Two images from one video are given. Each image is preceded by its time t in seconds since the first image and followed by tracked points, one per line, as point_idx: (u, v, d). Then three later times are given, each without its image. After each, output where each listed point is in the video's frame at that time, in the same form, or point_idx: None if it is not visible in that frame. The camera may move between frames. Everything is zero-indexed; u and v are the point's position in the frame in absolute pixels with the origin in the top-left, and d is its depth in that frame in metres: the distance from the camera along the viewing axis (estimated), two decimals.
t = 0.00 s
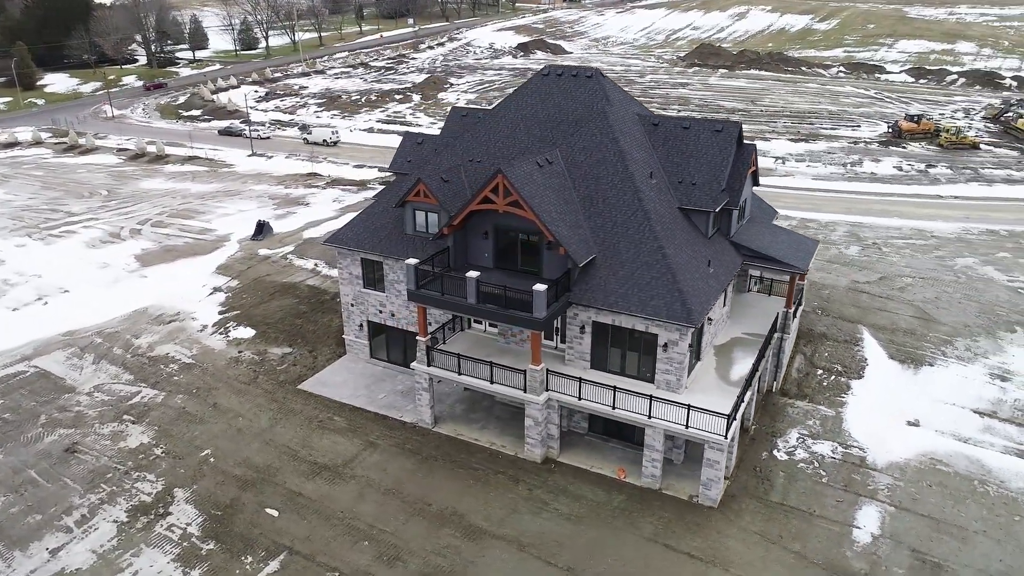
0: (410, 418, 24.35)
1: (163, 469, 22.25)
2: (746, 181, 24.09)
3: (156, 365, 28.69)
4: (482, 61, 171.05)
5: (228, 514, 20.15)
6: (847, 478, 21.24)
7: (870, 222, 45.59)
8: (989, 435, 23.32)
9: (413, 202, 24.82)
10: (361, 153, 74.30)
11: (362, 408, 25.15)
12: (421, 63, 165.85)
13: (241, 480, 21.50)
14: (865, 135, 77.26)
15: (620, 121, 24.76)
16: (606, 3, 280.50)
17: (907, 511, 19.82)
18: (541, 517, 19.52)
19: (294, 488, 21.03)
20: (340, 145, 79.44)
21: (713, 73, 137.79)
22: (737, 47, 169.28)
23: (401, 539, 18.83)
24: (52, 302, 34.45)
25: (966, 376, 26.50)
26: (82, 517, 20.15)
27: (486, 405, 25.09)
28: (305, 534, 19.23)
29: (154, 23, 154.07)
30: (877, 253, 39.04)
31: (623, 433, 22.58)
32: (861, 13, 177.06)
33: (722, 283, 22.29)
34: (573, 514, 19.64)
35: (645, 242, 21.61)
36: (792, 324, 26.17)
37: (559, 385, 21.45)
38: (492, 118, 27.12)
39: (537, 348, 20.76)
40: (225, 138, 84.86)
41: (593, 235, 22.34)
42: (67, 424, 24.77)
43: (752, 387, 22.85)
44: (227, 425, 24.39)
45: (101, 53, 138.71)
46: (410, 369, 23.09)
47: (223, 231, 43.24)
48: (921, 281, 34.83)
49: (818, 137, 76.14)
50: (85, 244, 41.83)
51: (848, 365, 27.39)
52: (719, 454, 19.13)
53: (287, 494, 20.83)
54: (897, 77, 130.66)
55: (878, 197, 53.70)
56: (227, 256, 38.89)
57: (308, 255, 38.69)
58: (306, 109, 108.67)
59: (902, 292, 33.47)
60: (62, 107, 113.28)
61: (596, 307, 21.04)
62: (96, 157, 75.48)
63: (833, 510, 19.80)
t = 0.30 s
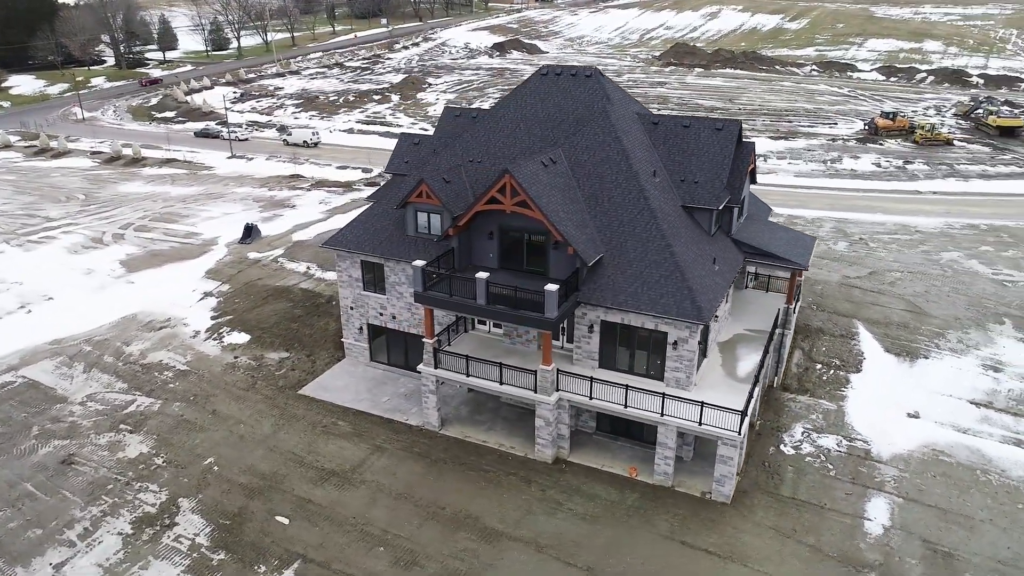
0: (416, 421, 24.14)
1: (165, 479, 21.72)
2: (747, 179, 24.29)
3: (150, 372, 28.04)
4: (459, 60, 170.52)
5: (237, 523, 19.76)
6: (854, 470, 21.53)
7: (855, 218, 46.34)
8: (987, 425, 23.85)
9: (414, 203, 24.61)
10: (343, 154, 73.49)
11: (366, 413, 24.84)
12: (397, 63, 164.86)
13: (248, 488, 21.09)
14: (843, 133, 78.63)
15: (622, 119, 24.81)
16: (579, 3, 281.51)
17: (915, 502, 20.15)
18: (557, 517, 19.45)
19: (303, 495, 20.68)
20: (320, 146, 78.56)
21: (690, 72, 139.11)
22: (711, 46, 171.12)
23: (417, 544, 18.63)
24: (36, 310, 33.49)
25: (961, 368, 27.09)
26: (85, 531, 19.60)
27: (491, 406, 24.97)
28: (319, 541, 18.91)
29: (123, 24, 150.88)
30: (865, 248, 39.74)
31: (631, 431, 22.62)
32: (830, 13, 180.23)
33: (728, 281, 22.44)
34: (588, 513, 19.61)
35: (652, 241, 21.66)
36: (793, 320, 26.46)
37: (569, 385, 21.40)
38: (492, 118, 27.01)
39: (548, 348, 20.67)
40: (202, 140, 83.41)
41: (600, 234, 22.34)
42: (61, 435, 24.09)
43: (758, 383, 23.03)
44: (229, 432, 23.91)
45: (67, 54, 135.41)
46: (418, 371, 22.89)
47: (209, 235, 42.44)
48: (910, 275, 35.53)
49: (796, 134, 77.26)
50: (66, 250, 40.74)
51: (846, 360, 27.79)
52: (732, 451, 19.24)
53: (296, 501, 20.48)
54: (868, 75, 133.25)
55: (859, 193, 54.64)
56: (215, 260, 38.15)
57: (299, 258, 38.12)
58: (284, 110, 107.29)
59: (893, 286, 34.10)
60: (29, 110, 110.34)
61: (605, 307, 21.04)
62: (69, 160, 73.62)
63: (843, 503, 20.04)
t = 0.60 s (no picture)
0: (423, 423, 23.93)
1: (170, 489, 21.25)
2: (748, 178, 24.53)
3: (145, 380, 27.40)
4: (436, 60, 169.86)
5: (248, 532, 19.40)
6: (861, 463, 21.83)
7: (841, 214, 47.06)
8: (985, 415, 24.39)
9: (418, 204, 24.40)
10: (326, 155, 72.70)
11: (371, 416, 24.56)
12: (374, 63, 163.64)
13: (256, 496, 20.71)
14: (822, 130, 79.86)
15: (624, 118, 24.88)
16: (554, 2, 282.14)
17: (922, 493, 20.49)
18: (573, 517, 19.42)
19: (314, 502, 20.38)
20: (302, 147, 77.63)
21: (668, 71, 140.20)
22: (687, 46, 172.69)
23: (434, 548, 18.46)
24: (21, 318, 32.53)
25: (955, 360, 27.70)
26: (90, 544, 19.10)
27: (498, 407, 24.86)
28: (334, 548, 18.64)
29: (91, 24, 147.57)
30: (853, 244, 40.40)
31: (640, 429, 22.66)
32: (801, 12, 183.10)
33: (734, 277, 22.59)
34: (604, 512, 19.60)
35: (660, 239, 21.74)
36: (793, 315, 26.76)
37: (580, 385, 21.37)
38: (492, 117, 26.93)
39: (560, 348, 20.61)
40: (179, 142, 81.91)
41: (607, 233, 22.36)
42: (58, 446, 23.45)
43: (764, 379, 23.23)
44: (232, 439, 23.46)
45: (34, 55, 132.07)
46: (426, 374, 22.69)
47: (196, 239, 41.63)
48: (899, 270, 36.22)
49: (777, 132, 78.27)
50: (48, 255, 39.68)
51: (844, 354, 28.22)
52: (746, 447, 19.36)
53: (307, 508, 20.17)
54: (842, 74, 135.56)
55: (842, 190, 55.50)
56: (205, 264, 37.45)
57: (291, 261, 37.59)
58: (261, 111, 105.83)
59: (884, 281, 34.72)
60: None
61: (614, 306, 21.05)
62: (42, 164, 71.77)
63: (854, 496, 20.30)
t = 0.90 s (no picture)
0: (430, 426, 23.75)
1: (176, 498, 20.80)
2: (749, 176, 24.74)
3: (141, 387, 26.80)
4: (413, 61, 168.94)
5: (260, 540, 19.06)
6: (867, 456, 22.16)
7: (827, 211, 47.77)
8: (982, 406, 24.95)
9: (421, 205, 24.17)
10: (308, 156, 71.85)
11: (377, 420, 24.30)
12: (350, 63, 162.25)
13: (266, 504, 20.37)
14: (801, 128, 81.01)
15: (626, 117, 24.95)
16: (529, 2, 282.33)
17: (928, 484, 20.86)
18: (589, 517, 19.41)
19: (326, 508, 20.10)
20: (283, 149, 76.64)
21: (645, 70, 141.10)
22: (663, 45, 173.92)
23: (452, 551, 18.32)
24: (6, 326, 31.61)
25: (949, 353, 28.31)
26: (97, 557, 18.64)
27: (505, 408, 24.77)
28: (350, 554, 18.41)
29: (58, 24, 144.10)
30: (842, 240, 41.04)
31: (649, 427, 22.72)
32: (773, 12, 185.60)
33: (739, 274, 22.79)
34: (619, 511, 19.61)
35: (667, 237, 21.82)
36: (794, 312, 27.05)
37: (592, 384, 21.36)
38: (492, 117, 26.83)
39: (572, 348, 20.57)
40: (156, 145, 80.35)
41: (614, 232, 22.39)
42: (54, 457, 22.82)
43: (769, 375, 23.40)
44: (236, 446, 23.05)
45: None
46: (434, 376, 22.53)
47: (183, 243, 40.84)
48: (889, 265, 36.91)
49: (757, 131, 79.17)
50: (30, 262, 38.63)
51: (842, 349, 28.65)
52: (759, 442, 19.49)
53: (319, 514, 19.88)
54: (816, 72, 137.63)
55: (826, 187, 56.30)
56: (195, 268, 36.75)
57: (284, 264, 37.06)
58: (238, 112, 104.28)
59: (874, 276, 35.35)
60: None
61: (624, 304, 21.07)
62: (14, 168, 69.89)
63: (863, 488, 20.59)
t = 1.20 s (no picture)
0: (439, 428, 23.58)
1: (183, 508, 20.36)
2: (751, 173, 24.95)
3: (138, 395, 26.21)
4: (391, 61, 167.89)
5: (274, 549, 18.74)
6: (874, 448, 22.47)
7: (814, 207, 48.40)
8: (980, 397, 25.47)
9: (425, 206, 23.97)
10: (291, 157, 70.93)
11: (384, 423, 24.04)
12: (327, 64, 160.76)
13: (277, 512, 20.04)
14: (781, 126, 82.09)
15: (629, 115, 25.02)
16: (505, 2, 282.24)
17: (935, 475, 21.19)
18: (605, 516, 19.40)
19: (339, 513, 19.83)
20: (265, 150, 75.65)
21: (624, 70, 141.91)
22: (640, 45, 175.05)
23: (471, 554, 18.17)
24: None
25: (945, 345, 28.87)
26: (106, 571, 18.17)
27: (513, 409, 24.68)
28: (367, 560, 18.17)
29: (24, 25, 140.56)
30: (831, 236, 41.66)
31: (659, 425, 22.81)
32: (747, 11, 187.87)
33: (745, 271, 22.98)
34: (635, 510, 19.62)
35: (675, 235, 21.92)
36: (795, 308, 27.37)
37: (603, 383, 21.36)
38: (492, 116, 26.70)
39: (584, 347, 20.57)
40: (134, 147, 78.76)
41: (622, 231, 22.44)
42: (53, 468, 22.21)
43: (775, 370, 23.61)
44: (242, 453, 22.65)
45: None
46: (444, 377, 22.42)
47: (172, 246, 40.05)
48: (879, 261, 37.55)
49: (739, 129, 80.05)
50: (13, 268, 37.58)
51: (841, 343, 29.05)
52: (773, 437, 19.68)
53: (333, 520, 19.61)
54: (792, 71, 139.55)
55: (811, 184, 57.08)
56: (186, 272, 36.06)
57: (277, 267, 36.52)
58: (216, 113, 102.69)
59: (866, 272, 35.94)
60: None
61: (635, 303, 21.14)
62: None
63: (872, 481, 20.87)
